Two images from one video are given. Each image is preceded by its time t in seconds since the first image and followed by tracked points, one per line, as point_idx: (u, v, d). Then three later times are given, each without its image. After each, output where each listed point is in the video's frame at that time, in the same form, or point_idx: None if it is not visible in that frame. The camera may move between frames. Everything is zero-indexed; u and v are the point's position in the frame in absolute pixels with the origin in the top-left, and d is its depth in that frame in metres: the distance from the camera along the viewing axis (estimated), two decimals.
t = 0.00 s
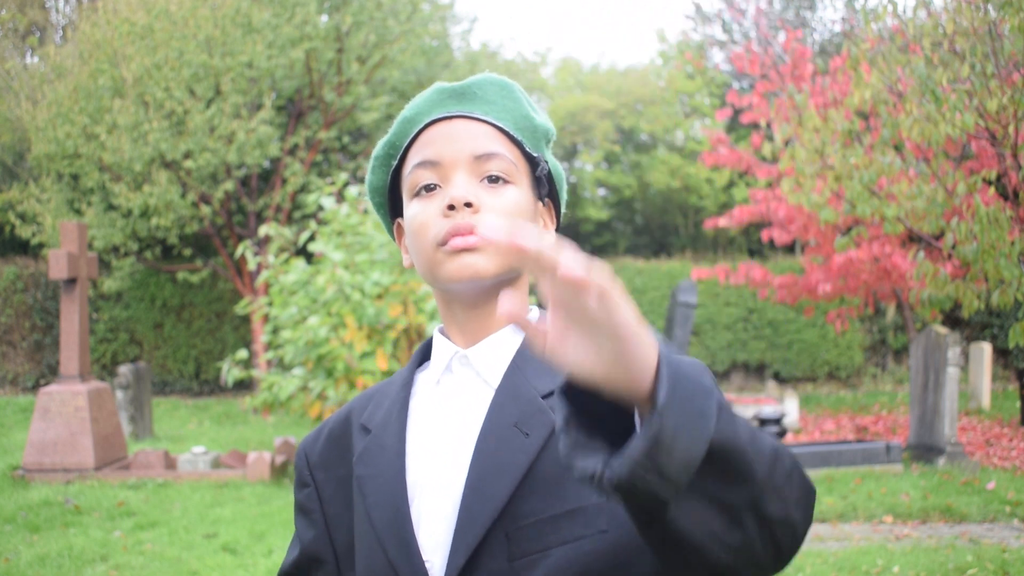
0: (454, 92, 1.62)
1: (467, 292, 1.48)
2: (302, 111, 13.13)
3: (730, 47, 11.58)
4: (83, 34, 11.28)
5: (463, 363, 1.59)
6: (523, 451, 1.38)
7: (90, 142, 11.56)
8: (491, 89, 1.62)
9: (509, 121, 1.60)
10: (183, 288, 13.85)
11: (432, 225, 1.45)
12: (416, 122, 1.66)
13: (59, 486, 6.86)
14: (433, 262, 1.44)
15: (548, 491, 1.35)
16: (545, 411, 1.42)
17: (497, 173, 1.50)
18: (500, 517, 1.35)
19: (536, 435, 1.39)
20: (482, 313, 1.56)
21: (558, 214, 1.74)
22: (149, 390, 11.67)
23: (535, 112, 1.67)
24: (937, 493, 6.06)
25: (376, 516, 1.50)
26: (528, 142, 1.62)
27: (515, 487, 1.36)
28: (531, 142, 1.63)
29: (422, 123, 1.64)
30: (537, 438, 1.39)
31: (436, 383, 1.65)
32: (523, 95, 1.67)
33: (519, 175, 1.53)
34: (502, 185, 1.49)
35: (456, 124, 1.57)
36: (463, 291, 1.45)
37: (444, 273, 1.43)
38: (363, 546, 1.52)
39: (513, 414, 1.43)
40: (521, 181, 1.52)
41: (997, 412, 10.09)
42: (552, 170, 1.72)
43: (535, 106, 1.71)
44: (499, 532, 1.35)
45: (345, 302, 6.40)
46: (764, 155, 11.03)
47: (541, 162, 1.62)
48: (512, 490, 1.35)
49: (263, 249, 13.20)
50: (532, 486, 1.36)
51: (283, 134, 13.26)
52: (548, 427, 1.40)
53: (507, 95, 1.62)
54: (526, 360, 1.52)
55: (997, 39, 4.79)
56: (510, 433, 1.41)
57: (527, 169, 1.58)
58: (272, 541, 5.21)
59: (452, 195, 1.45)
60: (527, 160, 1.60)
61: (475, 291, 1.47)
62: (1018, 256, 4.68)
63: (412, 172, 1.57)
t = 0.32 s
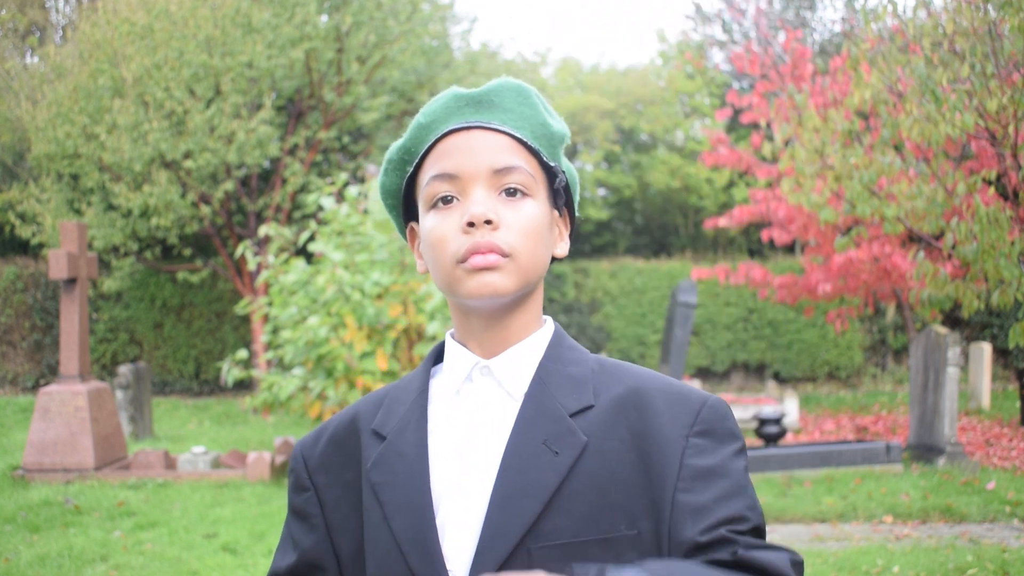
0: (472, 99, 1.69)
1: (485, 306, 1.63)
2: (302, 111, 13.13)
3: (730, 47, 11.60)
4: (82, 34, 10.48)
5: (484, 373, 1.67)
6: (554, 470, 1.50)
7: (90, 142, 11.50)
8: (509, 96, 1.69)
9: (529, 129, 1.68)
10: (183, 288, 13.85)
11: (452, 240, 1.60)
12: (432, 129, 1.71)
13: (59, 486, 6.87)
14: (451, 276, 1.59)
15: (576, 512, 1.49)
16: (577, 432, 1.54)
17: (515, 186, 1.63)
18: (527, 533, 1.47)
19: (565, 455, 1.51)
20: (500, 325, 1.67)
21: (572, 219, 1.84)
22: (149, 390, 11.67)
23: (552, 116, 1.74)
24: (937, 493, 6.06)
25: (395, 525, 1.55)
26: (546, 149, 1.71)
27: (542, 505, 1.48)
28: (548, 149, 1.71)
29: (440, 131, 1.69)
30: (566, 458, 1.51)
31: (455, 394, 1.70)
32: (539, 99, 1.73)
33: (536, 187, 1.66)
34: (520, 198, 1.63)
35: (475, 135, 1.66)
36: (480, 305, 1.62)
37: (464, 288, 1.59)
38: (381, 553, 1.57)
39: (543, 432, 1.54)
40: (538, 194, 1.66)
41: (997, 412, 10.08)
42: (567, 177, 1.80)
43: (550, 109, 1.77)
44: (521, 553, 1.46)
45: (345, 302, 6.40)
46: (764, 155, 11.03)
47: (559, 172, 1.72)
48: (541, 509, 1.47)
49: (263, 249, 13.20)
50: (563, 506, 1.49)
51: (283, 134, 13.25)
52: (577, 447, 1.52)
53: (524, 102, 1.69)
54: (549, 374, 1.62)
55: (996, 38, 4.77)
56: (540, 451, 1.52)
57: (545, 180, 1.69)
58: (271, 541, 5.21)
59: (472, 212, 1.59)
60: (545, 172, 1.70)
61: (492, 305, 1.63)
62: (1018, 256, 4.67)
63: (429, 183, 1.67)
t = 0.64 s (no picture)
0: (491, 103, 1.72)
1: (499, 316, 1.66)
2: (302, 110, 13.13)
3: (730, 47, 11.59)
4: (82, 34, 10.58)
5: (496, 379, 1.71)
6: (572, 481, 1.56)
7: (90, 142, 11.47)
8: (528, 101, 1.72)
9: (546, 135, 1.71)
10: (183, 288, 13.84)
11: (468, 250, 1.62)
12: (449, 132, 1.73)
13: (59, 486, 6.87)
14: (465, 284, 1.62)
15: (592, 523, 1.55)
16: (593, 444, 1.60)
17: (532, 195, 1.66)
18: (546, 545, 1.52)
19: (583, 466, 1.57)
20: (511, 333, 1.70)
21: (586, 226, 1.88)
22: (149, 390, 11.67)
23: (569, 120, 1.78)
24: (937, 493, 6.06)
25: (410, 531, 1.58)
26: (565, 154, 1.75)
27: (562, 516, 1.54)
28: (567, 154, 1.75)
29: (458, 134, 1.71)
30: (585, 469, 1.57)
31: (464, 399, 1.73)
32: (557, 103, 1.77)
33: (552, 196, 1.69)
34: (536, 208, 1.66)
35: (494, 142, 1.68)
36: (494, 314, 1.64)
37: (478, 298, 1.61)
38: (393, 558, 1.59)
39: (560, 443, 1.60)
40: (554, 203, 1.69)
41: (998, 412, 10.07)
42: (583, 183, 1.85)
43: (567, 112, 1.81)
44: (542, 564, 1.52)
45: (345, 302, 6.40)
46: (764, 155, 11.04)
47: (575, 180, 1.76)
48: (560, 519, 1.53)
49: (263, 249, 13.20)
50: (580, 517, 1.55)
51: (283, 134, 13.26)
52: (594, 459, 1.58)
53: (543, 106, 1.73)
54: (563, 383, 1.67)
55: (996, 38, 4.77)
56: (558, 461, 1.58)
57: (562, 187, 1.73)
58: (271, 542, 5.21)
59: (489, 221, 1.61)
60: (563, 178, 1.74)
61: (506, 316, 1.66)
62: (1018, 257, 4.67)
63: (445, 188, 1.69)
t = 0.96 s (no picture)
0: (505, 108, 1.71)
1: (507, 325, 1.67)
2: (302, 111, 13.13)
3: (730, 47, 11.59)
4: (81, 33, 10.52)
5: (500, 385, 1.71)
6: (574, 490, 1.56)
7: (89, 142, 11.46)
8: (542, 106, 1.72)
9: (559, 142, 1.72)
10: (183, 288, 13.84)
11: (478, 259, 1.62)
12: (461, 135, 1.72)
13: (59, 486, 6.87)
14: (474, 293, 1.62)
15: (593, 533, 1.55)
16: (596, 454, 1.60)
17: (543, 206, 1.66)
18: (546, 555, 1.52)
19: (585, 476, 1.57)
20: (517, 340, 1.70)
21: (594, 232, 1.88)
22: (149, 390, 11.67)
23: (582, 125, 1.77)
24: (937, 493, 6.06)
25: (414, 534, 1.59)
26: (576, 162, 1.75)
27: (562, 525, 1.54)
28: (578, 162, 1.75)
29: (471, 138, 1.71)
30: (586, 479, 1.57)
31: (468, 403, 1.72)
32: (571, 108, 1.77)
33: (563, 206, 1.69)
34: (547, 219, 1.66)
35: (506, 149, 1.68)
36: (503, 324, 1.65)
37: (487, 307, 1.62)
38: (396, 560, 1.60)
39: (562, 451, 1.60)
40: (565, 212, 1.70)
41: (998, 412, 10.07)
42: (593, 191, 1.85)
43: (580, 116, 1.81)
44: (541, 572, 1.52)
45: (345, 302, 6.40)
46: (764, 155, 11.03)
47: (586, 188, 1.76)
48: (561, 528, 1.53)
49: (262, 249, 13.19)
50: (580, 527, 1.55)
51: (283, 134, 13.26)
52: (596, 469, 1.59)
53: (557, 113, 1.73)
54: (565, 390, 1.68)
55: (996, 38, 4.77)
56: (559, 470, 1.58)
57: (574, 196, 1.74)
58: (271, 541, 5.21)
59: (500, 232, 1.61)
60: (575, 186, 1.75)
61: (514, 324, 1.66)
62: (1018, 257, 4.67)
63: (455, 195, 1.69)
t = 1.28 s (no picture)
0: (507, 111, 1.71)
1: (509, 327, 1.66)
2: (302, 111, 13.13)
3: (730, 47, 11.59)
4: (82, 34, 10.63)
5: (501, 387, 1.71)
6: (574, 493, 1.56)
7: (89, 142, 11.45)
8: (544, 109, 1.72)
9: (561, 144, 1.72)
10: (183, 288, 13.84)
11: (480, 261, 1.62)
12: (463, 137, 1.72)
13: (59, 486, 6.87)
14: (476, 295, 1.62)
15: (593, 536, 1.55)
16: (596, 456, 1.60)
17: (545, 209, 1.66)
18: (546, 556, 1.53)
19: (585, 478, 1.57)
20: (518, 343, 1.70)
21: (596, 234, 1.89)
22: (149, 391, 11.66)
23: (584, 127, 1.78)
24: (937, 493, 6.06)
25: (415, 535, 1.59)
26: (579, 165, 1.75)
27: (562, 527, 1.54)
28: (580, 164, 1.76)
29: (473, 141, 1.71)
30: (587, 482, 1.57)
31: (469, 406, 1.72)
32: (572, 110, 1.77)
33: (565, 209, 1.70)
34: (549, 221, 1.66)
35: (508, 151, 1.68)
36: (505, 326, 1.65)
37: (490, 310, 1.62)
38: (397, 561, 1.60)
39: (562, 453, 1.60)
40: (567, 215, 1.70)
41: (997, 412, 10.07)
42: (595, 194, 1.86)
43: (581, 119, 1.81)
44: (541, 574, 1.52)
45: (345, 302, 6.40)
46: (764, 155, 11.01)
47: (588, 190, 1.77)
48: (561, 531, 1.53)
49: (262, 249, 13.19)
50: (580, 530, 1.55)
51: (283, 134, 13.26)
52: (597, 471, 1.59)
53: (559, 115, 1.73)
54: (566, 392, 1.67)
55: (997, 38, 4.77)
56: (560, 473, 1.58)
57: (576, 198, 1.74)
58: (271, 541, 5.21)
59: (502, 235, 1.61)
60: (576, 189, 1.75)
61: (516, 327, 1.66)
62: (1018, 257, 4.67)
63: (457, 198, 1.69)
